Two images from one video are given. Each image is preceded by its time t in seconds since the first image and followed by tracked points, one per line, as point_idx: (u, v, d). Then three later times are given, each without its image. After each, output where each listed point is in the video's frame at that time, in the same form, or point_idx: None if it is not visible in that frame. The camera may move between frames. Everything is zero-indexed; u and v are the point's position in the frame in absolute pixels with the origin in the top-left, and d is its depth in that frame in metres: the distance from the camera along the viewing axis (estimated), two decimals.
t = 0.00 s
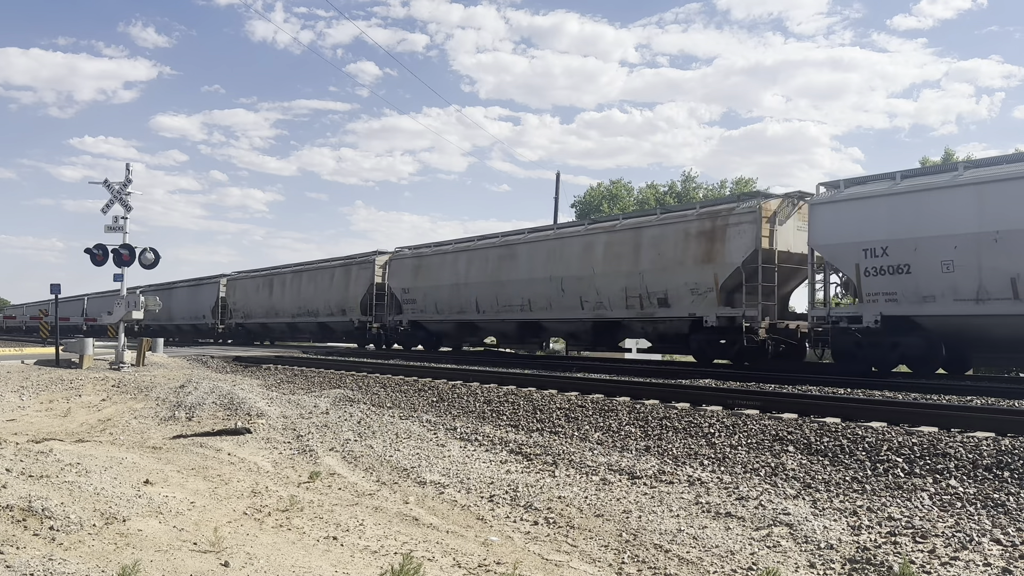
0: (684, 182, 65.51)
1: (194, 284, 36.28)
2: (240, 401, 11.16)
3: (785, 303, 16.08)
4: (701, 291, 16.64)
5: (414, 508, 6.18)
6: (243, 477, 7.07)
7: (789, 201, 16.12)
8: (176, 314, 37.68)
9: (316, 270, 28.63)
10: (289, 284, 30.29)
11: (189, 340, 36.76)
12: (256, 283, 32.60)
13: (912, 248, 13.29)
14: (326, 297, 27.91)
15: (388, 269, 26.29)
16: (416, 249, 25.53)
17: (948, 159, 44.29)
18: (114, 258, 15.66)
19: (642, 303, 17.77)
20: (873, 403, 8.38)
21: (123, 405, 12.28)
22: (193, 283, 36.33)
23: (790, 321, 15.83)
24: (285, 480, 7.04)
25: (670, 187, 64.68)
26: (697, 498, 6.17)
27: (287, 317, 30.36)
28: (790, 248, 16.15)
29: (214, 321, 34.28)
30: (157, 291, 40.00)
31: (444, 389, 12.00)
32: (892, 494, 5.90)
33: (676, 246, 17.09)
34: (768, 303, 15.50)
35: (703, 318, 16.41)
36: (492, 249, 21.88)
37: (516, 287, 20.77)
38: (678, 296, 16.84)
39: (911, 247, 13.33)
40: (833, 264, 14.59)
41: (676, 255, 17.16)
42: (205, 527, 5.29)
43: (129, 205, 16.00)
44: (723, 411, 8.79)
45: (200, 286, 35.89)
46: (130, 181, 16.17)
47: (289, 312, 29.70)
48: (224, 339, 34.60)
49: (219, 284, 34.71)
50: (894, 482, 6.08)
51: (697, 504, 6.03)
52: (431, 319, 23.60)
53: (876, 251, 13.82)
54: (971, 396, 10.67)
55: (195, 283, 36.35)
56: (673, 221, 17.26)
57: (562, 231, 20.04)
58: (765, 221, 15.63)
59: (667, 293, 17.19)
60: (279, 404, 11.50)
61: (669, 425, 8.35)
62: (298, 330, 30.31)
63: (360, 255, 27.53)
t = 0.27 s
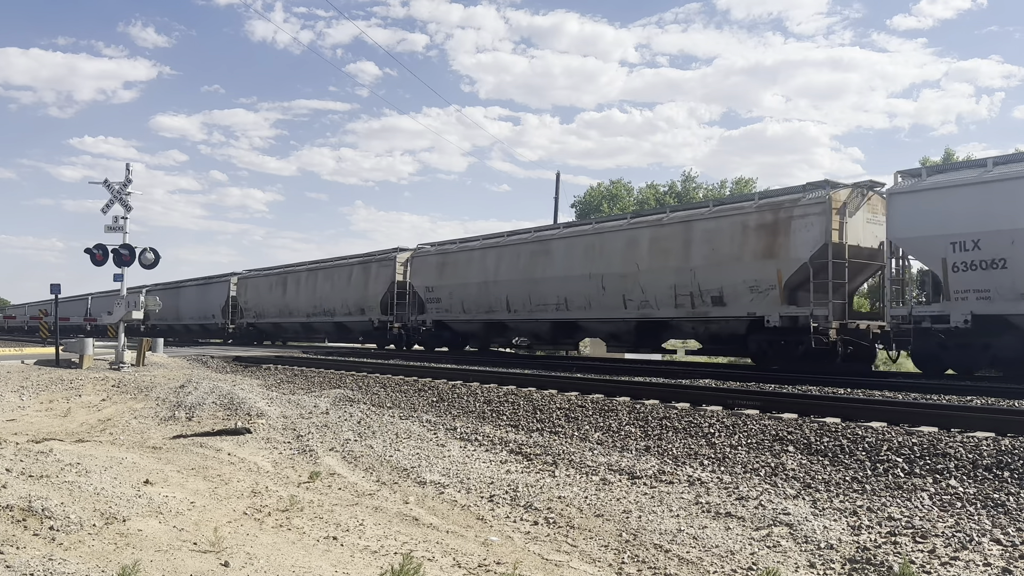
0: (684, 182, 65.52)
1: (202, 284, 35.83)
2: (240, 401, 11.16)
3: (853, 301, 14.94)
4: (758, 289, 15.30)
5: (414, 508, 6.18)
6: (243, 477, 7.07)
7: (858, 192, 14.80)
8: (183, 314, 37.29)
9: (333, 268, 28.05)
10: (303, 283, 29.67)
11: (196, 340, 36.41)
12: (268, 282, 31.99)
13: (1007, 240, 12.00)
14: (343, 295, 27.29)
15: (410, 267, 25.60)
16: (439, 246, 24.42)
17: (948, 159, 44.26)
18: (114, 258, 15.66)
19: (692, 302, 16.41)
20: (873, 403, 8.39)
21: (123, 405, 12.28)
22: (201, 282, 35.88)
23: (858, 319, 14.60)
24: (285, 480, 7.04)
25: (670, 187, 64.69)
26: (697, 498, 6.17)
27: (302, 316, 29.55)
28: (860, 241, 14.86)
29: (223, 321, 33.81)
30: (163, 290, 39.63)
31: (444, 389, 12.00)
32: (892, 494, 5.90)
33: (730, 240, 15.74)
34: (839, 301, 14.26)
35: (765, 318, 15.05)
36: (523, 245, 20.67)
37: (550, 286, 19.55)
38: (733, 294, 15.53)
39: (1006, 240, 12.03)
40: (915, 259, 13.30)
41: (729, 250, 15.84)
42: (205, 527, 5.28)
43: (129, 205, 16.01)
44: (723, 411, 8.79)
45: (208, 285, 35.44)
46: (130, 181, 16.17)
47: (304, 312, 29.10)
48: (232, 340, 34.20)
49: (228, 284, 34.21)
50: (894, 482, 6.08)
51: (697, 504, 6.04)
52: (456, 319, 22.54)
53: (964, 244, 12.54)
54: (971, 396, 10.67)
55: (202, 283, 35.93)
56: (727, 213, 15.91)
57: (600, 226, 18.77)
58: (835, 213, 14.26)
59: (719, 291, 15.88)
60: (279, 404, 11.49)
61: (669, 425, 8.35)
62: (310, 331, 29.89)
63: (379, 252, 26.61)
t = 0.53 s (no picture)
0: (684, 182, 65.54)
1: (213, 283, 35.51)
2: (241, 401, 11.16)
3: (934, 299, 13.94)
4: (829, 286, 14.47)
5: (415, 507, 6.18)
6: (243, 477, 7.06)
7: (939, 182, 13.79)
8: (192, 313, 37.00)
9: (354, 266, 27.65)
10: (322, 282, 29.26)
11: (205, 340, 36.17)
12: (283, 281, 31.59)
13: None
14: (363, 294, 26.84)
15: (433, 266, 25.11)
16: (469, 243, 23.85)
17: (949, 159, 44.14)
18: (114, 258, 15.66)
19: (752, 300, 15.63)
20: (873, 403, 8.39)
21: (123, 405, 12.28)
22: (213, 281, 35.55)
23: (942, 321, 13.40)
24: (285, 480, 7.04)
25: (670, 187, 64.72)
26: (697, 498, 6.17)
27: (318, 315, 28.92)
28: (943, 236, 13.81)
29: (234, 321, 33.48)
30: (172, 289, 39.36)
31: (444, 389, 12.01)
32: (892, 494, 5.90)
33: (797, 234, 14.93)
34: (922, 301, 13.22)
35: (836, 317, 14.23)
36: (563, 241, 20.02)
37: (593, 283, 18.87)
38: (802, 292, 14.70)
39: None
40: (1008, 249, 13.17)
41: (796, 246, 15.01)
42: (205, 527, 5.28)
43: (129, 205, 16.00)
44: (723, 411, 8.79)
45: (219, 284, 35.09)
46: (131, 181, 16.17)
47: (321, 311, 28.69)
48: (243, 339, 33.90)
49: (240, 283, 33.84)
50: (894, 482, 6.08)
51: (696, 504, 6.04)
52: (487, 318, 21.88)
53: None
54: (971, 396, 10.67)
55: (212, 282, 35.60)
56: (794, 205, 15.10)
57: (648, 220, 18.09)
58: (916, 203, 13.35)
59: (786, 289, 15.06)
60: (279, 404, 11.50)
61: (669, 425, 8.35)
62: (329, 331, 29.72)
63: (401, 250, 25.97)
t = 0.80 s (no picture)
0: (684, 182, 65.57)
1: (224, 281, 34.86)
2: (241, 401, 11.15)
3: None
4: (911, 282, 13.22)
5: (414, 508, 6.18)
6: (243, 477, 7.07)
7: None
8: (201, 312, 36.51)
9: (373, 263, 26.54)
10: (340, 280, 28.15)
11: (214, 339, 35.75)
12: (298, 279, 30.57)
13: None
14: (384, 293, 25.70)
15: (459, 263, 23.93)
16: (498, 239, 22.69)
17: (949, 160, 44.18)
18: (114, 258, 15.65)
19: (822, 298, 14.41)
20: (873, 403, 8.39)
21: (123, 405, 12.28)
22: (224, 279, 34.90)
23: None
24: (285, 480, 7.04)
25: (670, 187, 64.75)
26: (697, 498, 6.18)
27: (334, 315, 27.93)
28: None
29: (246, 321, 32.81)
30: (180, 288, 38.95)
31: (444, 389, 12.01)
32: (892, 494, 5.90)
33: (873, 227, 13.70)
34: (1021, 298, 11.92)
35: (920, 316, 12.99)
36: (603, 236, 18.85)
37: (637, 281, 17.71)
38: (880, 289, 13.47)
39: None
40: None
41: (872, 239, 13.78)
42: (205, 528, 5.28)
43: (129, 205, 15.98)
44: (723, 411, 8.79)
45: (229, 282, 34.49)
46: (130, 181, 16.14)
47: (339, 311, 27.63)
48: (253, 340, 33.39)
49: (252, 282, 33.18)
50: (894, 482, 6.08)
51: (697, 504, 6.04)
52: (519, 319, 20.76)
53: None
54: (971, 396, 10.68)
55: (222, 280, 35.05)
56: (869, 195, 13.86)
57: (698, 213, 16.90)
58: (1012, 191, 12.10)
59: (861, 286, 13.82)
60: (279, 404, 11.50)
61: (669, 425, 8.35)
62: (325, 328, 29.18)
63: (423, 246, 24.91)
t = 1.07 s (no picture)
0: (684, 182, 65.59)
1: (235, 280, 34.36)
2: (241, 401, 11.15)
3: None
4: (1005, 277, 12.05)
5: (415, 508, 6.18)
6: (243, 477, 7.07)
7: None
8: (211, 311, 36.13)
9: (395, 261, 25.73)
10: (359, 278, 27.38)
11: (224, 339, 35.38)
12: (314, 278, 29.88)
13: None
14: (406, 292, 24.87)
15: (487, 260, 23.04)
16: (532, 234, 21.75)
17: (950, 160, 44.20)
18: (114, 258, 15.66)
19: (901, 295, 13.27)
20: (873, 403, 8.40)
21: (123, 405, 12.28)
22: (235, 277, 34.38)
23: None
24: (285, 480, 7.04)
25: (670, 187, 64.75)
26: (697, 498, 6.18)
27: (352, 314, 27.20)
28: None
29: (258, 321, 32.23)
30: (189, 287, 38.59)
31: (444, 389, 12.01)
32: (893, 494, 5.90)
33: (961, 218, 12.54)
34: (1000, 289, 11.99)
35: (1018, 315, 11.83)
36: (649, 231, 17.83)
37: (688, 278, 16.72)
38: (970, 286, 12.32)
39: None
40: None
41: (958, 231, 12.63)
42: (205, 527, 5.28)
43: (129, 205, 15.99)
44: (723, 411, 8.79)
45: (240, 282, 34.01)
46: (130, 181, 16.15)
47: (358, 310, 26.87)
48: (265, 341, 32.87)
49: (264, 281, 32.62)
50: (894, 482, 6.08)
51: (697, 504, 6.04)
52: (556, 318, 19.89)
53: None
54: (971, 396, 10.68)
55: (233, 279, 34.60)
56: (954, 183, 12.71)
57: (757, 205, 15.83)
58: None
59: (946, 282, 12.68)
60: (279, 404, 11.50)
61: (669, 425, 8.35)
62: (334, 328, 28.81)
63: (446, 244, 24.08)
